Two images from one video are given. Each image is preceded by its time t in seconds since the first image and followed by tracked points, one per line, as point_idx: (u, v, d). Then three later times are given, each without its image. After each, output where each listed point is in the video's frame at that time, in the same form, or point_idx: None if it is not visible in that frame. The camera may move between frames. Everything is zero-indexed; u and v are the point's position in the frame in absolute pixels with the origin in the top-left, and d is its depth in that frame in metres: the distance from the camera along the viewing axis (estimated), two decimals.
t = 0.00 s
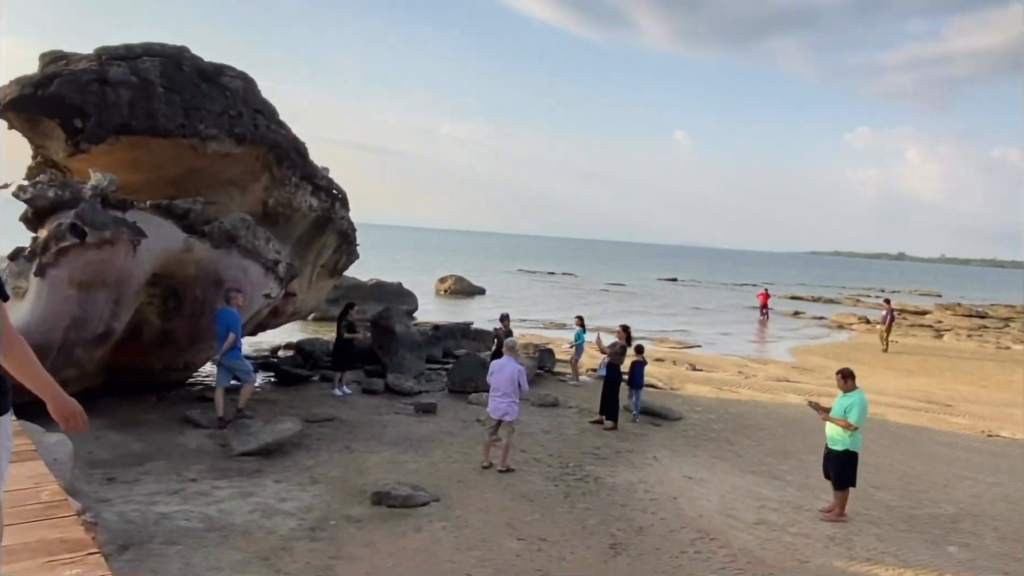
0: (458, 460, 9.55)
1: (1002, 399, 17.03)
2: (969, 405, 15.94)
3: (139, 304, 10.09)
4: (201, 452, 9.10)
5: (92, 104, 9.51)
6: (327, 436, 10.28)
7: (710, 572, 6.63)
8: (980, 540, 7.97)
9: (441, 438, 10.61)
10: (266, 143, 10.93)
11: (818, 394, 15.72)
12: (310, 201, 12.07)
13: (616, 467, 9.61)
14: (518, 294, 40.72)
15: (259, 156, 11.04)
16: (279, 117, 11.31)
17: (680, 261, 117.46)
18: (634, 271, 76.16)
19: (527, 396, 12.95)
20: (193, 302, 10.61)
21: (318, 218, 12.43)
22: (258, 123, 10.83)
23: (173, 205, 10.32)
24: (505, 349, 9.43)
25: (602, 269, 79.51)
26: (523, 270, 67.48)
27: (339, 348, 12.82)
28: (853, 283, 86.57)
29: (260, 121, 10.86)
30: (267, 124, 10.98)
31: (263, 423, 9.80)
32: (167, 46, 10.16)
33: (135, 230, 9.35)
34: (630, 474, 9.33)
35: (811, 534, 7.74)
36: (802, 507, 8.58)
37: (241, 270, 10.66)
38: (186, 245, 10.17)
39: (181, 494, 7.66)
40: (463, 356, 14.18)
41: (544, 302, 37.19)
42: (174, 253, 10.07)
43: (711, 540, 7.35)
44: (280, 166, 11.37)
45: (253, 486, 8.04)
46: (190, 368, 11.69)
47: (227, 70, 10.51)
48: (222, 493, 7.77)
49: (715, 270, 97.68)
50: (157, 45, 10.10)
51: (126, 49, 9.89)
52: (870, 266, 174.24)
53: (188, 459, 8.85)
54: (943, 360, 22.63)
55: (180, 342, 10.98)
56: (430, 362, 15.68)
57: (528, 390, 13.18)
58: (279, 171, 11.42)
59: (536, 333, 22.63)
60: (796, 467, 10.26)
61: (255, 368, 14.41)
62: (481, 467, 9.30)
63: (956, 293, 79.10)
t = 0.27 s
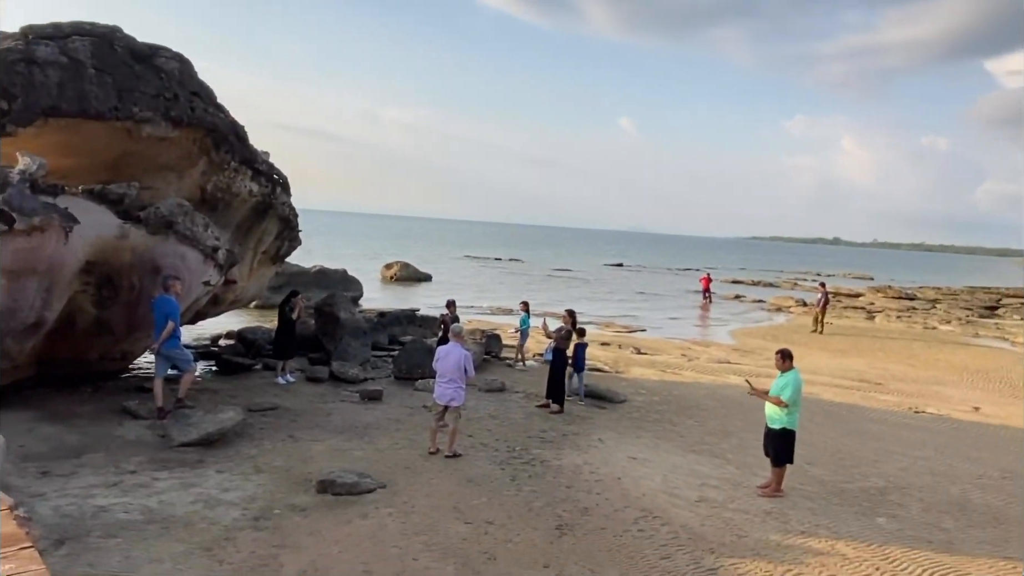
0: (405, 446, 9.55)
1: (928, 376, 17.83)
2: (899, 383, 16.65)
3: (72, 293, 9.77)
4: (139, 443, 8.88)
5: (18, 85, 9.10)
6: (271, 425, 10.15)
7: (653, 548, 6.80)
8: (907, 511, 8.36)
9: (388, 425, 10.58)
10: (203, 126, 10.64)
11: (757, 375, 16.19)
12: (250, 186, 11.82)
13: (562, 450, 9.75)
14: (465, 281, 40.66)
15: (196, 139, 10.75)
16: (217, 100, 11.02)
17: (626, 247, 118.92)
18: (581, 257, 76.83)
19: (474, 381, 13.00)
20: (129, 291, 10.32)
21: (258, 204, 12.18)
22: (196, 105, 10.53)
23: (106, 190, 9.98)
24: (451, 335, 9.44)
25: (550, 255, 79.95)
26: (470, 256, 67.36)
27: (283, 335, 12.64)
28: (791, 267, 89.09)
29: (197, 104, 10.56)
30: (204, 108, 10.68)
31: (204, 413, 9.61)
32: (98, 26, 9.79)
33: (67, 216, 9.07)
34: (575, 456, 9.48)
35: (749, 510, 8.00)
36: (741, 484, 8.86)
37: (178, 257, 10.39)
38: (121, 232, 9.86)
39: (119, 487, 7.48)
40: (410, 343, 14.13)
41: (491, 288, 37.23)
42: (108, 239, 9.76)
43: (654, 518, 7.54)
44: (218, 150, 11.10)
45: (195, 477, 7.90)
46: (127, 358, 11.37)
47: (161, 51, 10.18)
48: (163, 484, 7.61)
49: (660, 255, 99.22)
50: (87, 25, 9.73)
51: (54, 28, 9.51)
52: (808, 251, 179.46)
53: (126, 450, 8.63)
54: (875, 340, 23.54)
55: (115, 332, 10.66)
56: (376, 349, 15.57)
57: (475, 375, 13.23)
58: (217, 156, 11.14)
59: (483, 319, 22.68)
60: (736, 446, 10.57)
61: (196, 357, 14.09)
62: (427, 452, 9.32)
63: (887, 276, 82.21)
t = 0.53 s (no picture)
0: (401, 435, 9.57)
1: (922, 364, 17.92)
2: (892, 371, 16.74)
3: (65, 283, 9.74)
4: (135, 433, 8.88)
5: (9, 73, 9.03)
6: (267, 414, 10.15)
7: (648, 535, 6.84)
8: (900, 498, 8.43)
9: (383, 414, 10.60)
10: (196, 115, 10.58)
11: (752, 363, 16.24)
12: (244, 176, 11.76)
13: (557, 438, 9.78)
14: (460, 270, 40.62)
15: (189, 129, 10.70)
16: (210, 89, 10.96)
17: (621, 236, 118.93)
18: (577, 246, 76.83)
19: (469, 371, 13.01)
20: (123, 281, 10.29)
21: (252, 193, 12.12)
22: (188, 94, 10.46)
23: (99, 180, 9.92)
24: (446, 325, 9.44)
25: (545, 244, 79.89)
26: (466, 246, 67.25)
27: (278, 325, 12.62)
28: (786, 256, 89.28)
29: (190, 92, 10.49)
30: (197, 96, 10.61)
31: (200, 403, 9.61)
32: (89, 14, 9.74)
33: (60, 206, 9.01)
34: (570, 445, 9.51)
35: (743, 497, 8.05)
36: (736, 472, 8.91)
37: (172, 247, 10.35)
38: (114, 221, 9.82)
39: (115, 476, 7.49)
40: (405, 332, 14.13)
41: (487, 278, 37.22)
42: (101, 230, 9.71)
43: (648, 506, 7.58)
44: (212, 140, 11.05)
45: (190, 466, 7.91)
46: (121, 349, 11.35)
47: (154, 40, 10.12)
48: (158, 474, 7.62)
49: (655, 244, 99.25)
50: (79, 13, 9.68)
51: (45, 17, 9.45)
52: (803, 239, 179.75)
53: (122, 440, 8.63)
54: (869, 329, 23.65)
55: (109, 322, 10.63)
56: (371, 339, 15.57)
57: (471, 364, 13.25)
58: (211, 145, 11.09)
59: (479, 309, 22.70)
60: (731, 434, 10.62)
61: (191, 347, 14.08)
62: (423, 441, 9.34)
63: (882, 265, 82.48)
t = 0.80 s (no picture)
0: (438, 429, 9.56)
1: (970, 360, 17.41)
2: (939, 367, 16.29)
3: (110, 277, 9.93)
4: (177, 424, 9.02)
5: (55, 70, 9.19)
6: (306, 407, 10.23)
7: (689, 533, 6.72)
8: (950, 497, 8.16)
9: (420, 407, 10.61)
10: (236, 110, 10.68)
11: (793, 358, 15.94)
12: (283, 170, 11.85)
13: (595, 433, 9.69)
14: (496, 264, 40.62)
15: (229, 123, 10.80)
16: (250, 84, 11.05)
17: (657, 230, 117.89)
18: (612, 240, 76.34)
19: (506, 365, 12.97)
20: (165, 274, 10.45)
21: (291, 187, 12.21)
22: (228, 89, 10.56)
23: (142, 175, 10.08)
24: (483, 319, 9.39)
25: (580, 238, 79.51)
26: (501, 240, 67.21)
27: (316, 318, 12.73)
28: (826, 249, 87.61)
29: (230, 87, 10.59)
30: (237, 91, 10.71)
31: (240, 395, 9.72)
32: (132, 10, 9.87)
33: (104, 200, 9.17)
34: (608, 440, 9.40)
35: (787, 495, 7.87)
36: (779, 469, 8.72)
37: (213, 240, 10.47)
38: (157, 216, 9.97)
39: (158, 467, 7.60)
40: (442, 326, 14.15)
41: (522, 272, 37.14)
42: (144, 224, 9.87)
43: (689, 502, 7.45)
44: (251, 134, 11.15)
45: (231, 457, 8.00)
46: (164, 341, 11.55)
47: (194, 35, 10.23)
48: (200, 465, 7.72)
49: (692, 238, 98.15)
50: (121, 9, 9.81)
51: (89, 14, 9.59)
52: (843, 232, 176.27)
53: (164, 432, 8.76)
54: (914, 324, 23.06)
55: (153, 315, 10.82)
56: (408, 332, 15.62)
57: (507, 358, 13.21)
58: (250, 140, 11.19)
59: (514, 303, 22.66)
60: (772, 430, 10.41)
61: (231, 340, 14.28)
62: (460, 435, 9.33)
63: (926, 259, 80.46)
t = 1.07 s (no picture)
0: (504, 428, 9.48)
1: None
2: None
3: (187, 274, 10.21)
4: (250, 420, 9.19)
5: (135, 72, 9.47)
6: (374, 404, 10.30)
7: (767, 543, 6.43)
8: None
9: (486, 406, 10.55)
10: (307, 110, 10.82)
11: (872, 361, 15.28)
12: (352, 170, 11.97)
13: (665, 436, 9.44)
14: (559, 263, 40.43)
15: (301, 123, 10.95)
16: (320, 85, 11.18)
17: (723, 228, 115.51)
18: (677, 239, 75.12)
19: (572, 364, 12.81)
20: (239, 272, 10.67)
21: (360, 186, 12.32)
22: (299, 90, 10.71)
23: (217, 174, 10.31)
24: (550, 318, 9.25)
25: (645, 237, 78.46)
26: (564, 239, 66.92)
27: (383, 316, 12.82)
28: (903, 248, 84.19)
29: (301, 87, 10.74)
30: (308, 91, 10.85)
31: (311, 391, 9.85)
32: (207, 13, 10.09)
33: (181, 199, 9.40)
34: (679, 443, 9.14)
35: (871, 505, 7.48)
36: (861, 478, 8.31)
37: (284, 239, 10.64)
38: (231, 214, 10.19)
39: (232, 461, 7.74)
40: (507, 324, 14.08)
41: (586, 271, 36.84)
42: (219, 222, 10.09)
43: (765, 510, 7.15)
44: (322, 135, 11.28)
45: (302, 453, 8.09)
46: (238, 337, 11.82)
47: (267, 37, 10.41)
48: (272, 460, 7.82)
49: (760, 236, 95.76)
50: (198, 12, 10.04)
51: (166, 17, 9.85)
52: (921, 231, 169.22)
53: (238, 427, 8.93)
54: (1003, 327, 21.85)
55: (227, 312, 11.07)
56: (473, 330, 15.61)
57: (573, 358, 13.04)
58: (321, 140, 11.34)
59: (579, 302, 22.45)
60: (852, 436, 9.96)
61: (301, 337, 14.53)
62: (527, 435, 9.22)
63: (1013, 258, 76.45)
